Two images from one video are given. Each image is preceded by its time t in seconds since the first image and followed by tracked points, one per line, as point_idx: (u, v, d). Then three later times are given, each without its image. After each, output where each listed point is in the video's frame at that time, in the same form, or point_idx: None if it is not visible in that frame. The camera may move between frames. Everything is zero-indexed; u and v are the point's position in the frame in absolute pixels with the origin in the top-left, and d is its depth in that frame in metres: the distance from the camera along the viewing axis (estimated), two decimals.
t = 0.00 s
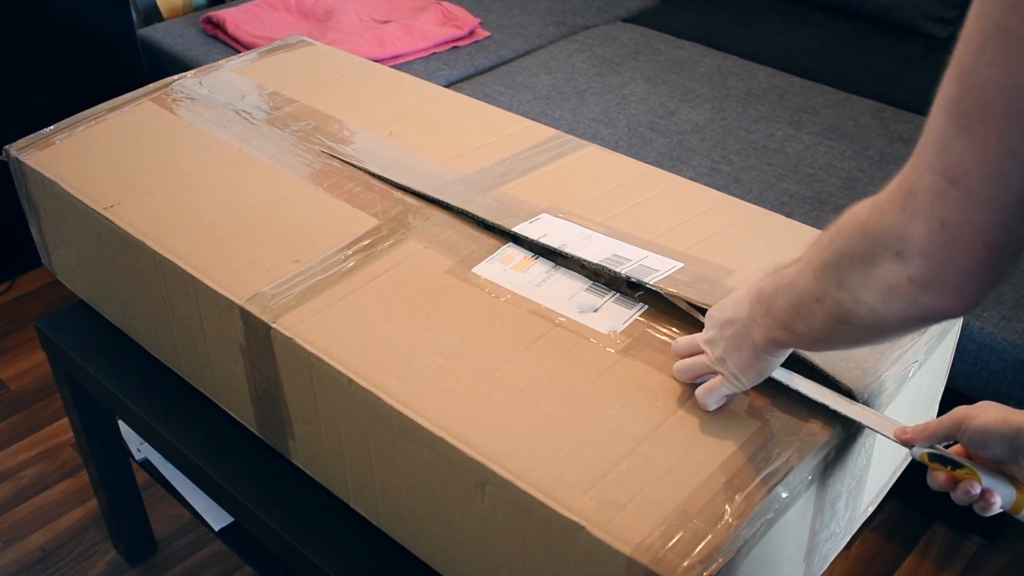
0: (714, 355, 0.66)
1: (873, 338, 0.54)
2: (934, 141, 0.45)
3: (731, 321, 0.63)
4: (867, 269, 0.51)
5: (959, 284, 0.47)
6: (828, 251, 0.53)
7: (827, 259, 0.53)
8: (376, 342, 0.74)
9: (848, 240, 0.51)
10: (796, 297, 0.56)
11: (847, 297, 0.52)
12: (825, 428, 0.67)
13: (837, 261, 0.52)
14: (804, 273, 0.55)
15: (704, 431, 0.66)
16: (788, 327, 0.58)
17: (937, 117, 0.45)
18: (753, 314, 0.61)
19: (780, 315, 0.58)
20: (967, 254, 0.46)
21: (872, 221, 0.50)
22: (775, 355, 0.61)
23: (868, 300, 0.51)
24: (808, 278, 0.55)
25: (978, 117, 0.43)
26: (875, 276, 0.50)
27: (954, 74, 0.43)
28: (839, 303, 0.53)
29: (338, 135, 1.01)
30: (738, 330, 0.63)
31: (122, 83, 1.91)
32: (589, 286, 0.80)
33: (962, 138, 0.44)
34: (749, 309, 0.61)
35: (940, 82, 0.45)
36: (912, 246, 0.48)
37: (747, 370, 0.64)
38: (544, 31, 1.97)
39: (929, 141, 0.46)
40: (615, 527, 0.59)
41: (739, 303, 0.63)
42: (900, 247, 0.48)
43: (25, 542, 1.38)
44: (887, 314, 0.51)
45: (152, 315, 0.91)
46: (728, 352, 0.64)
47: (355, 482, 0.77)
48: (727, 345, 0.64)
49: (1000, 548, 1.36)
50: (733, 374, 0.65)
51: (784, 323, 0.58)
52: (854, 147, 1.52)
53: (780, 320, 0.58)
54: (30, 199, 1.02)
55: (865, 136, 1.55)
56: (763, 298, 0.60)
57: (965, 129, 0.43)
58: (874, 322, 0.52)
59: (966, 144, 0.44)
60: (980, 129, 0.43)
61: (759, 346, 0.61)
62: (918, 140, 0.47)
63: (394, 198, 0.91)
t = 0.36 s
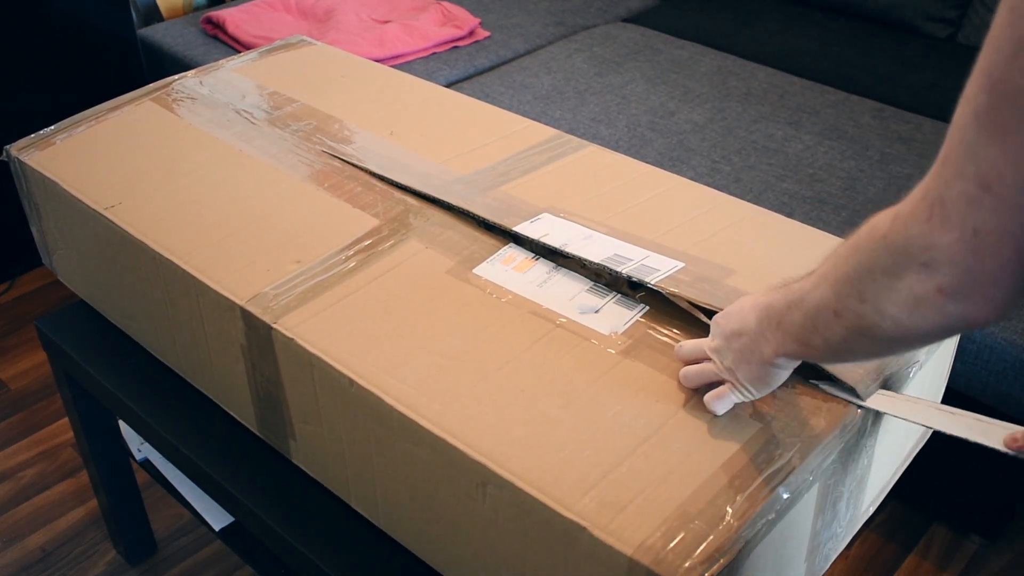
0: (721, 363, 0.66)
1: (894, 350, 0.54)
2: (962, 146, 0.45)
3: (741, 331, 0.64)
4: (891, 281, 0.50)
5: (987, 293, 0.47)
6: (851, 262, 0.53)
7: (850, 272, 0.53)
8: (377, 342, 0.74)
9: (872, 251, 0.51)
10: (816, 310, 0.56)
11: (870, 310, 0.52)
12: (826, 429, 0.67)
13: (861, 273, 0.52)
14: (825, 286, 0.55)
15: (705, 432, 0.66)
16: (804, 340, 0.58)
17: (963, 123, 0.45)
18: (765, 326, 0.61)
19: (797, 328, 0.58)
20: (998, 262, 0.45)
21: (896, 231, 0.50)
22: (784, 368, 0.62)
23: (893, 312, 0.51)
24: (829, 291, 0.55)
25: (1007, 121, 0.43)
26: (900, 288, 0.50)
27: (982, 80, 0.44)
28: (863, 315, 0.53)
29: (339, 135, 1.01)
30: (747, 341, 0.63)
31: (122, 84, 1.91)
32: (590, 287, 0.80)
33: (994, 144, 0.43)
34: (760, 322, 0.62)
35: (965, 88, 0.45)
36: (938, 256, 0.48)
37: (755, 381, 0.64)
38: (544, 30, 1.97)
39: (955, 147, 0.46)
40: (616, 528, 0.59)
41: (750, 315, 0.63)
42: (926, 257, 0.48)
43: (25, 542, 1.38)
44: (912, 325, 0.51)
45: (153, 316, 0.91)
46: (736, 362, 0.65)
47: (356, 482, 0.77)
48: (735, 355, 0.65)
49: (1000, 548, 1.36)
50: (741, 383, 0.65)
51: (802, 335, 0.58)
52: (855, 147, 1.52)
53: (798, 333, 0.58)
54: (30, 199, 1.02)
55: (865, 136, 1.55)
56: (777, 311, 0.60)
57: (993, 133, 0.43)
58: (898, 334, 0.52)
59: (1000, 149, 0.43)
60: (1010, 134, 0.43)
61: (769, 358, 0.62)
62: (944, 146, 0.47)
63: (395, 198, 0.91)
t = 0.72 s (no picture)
0: (733, 364, 0.66)
1: (914, 361, 0.54)
2: (993, 157, 0.45)
3: (758, 334, 0.64)
4: (914, 293, 0.51)
5: (1011, 310, 0.47)
6: (876, 272, 0.53)
7: (872, 281, 0.53)
8: (379, 340, 0.74)
9: (895, 262, 0.51)
10: (839, 317, 0.56)
11: (893, 320, 0.53)
12: (827, 427, 0.67)
13: (884, 282, 0.52)
14: (847, 294, 0.55)
15: (705, 431, 0.66)
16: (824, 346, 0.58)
17: (997, 134, 0.45)
18: (785, 330, 0.62)
19: (818, 335, 0.58)
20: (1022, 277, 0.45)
21: (922, 241, 0.50)
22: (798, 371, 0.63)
23: (916, 324, 0.51)
24: (851, 298, 0.55)
25: None
26: (923, 302, 0.50)
27: (1016, 93, 0.43)
28: (885, 325, 0.53)
29: (338, 134, 1.02)
30: (764, 343, 0.63)
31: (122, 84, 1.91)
32: (589, 285, 0.80)
33: None
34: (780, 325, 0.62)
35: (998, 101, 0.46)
36: (964, 271, 0.48)
37: (766, 382, 0.65)
38: (544, 31, 1.97)
39: (987, 157, 0.46)
40: (616, 526, 0.58)
41: (770, 317, 0.63)
42: (950, 271, 0.48)
43: (25, 542, 1.37)
44: (934, 338, 0.51)
45: (154, 316, 0.91)
46: (749, 364, 0.65)
47: (356, 481, 0.77)
48: (749, 355, 0.65)
49: (1000, 548, 1.36)
50: (751, 384, 0.66)
51: (822, 340, 0.58)
52: (855, 147, 1.52)
53: (818, 338, 0.59)
54: (30, 199, 1.02)
55: (865, 136, 1.55)
56: (799, 314, 0.61)
57: None
58: (919, 346, 0.52)
59: None
60: None
61: (785, 361, 0.62)
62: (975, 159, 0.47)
63: (395, 198, 0.91)
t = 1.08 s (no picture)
0: (807, 396, 0.64)
1: (971, 415, 0.54)
2: None
3: (826, 366, 0.62)
4: (967, 352, 0.50)
5: None
6: (921, 328, 0.53)
7: (922, 338, 0.53)
8: (381, 341, 0.73)
9: (943, 321, 0.51)
10: (895, 368, 0.56)
11: (948, 378, 0.52)
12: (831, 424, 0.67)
13: (934, 338, 0.52)
14: (899, 347, 0.55)
15: (708, 430, 0.66)
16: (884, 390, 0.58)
17: None
18: (852, 363, 0.60)
19: (881, 379, 0.58)
20: None
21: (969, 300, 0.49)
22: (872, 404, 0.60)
23: (972, 385, 0.51)
24: (904, 352, 0.55)
25: None
26: (977, 363, 0.50)
27: None
28: (941, 382, 0.53)
29: (339, 134, 1.01)
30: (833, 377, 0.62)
31: (121, 84, 1.91)
32: (591, 285, 0.80)
33: None
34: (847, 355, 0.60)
35: None
36: (1013, 334, 0.48)
37: (841, 414, 0.62)
38: (544, 31, 1.97)
39: None
40: (619, 526, 0.58)
41: (840, 347, 0.61)
42: (999, 333, 0.48)
43: (25, 543, 1.37)
44: (992, 399, 0.51)
45: (154, 316, 0.91)
46: (821, 398, 0.63)
47: (357, 481, 0.77)
48: (819, 390, 0.63)
49: (1000, 548, 1.37)
50: (828, 416, 0.63)
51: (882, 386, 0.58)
52: (855, 147, 1.52)
53: (878, 384, 0.58)
54: (31, 199, 1.02)
55: (865, 136, 1.55)
56: (867, 347, 0.59)
57: None
58: (977, 405, 0.52)
59: None
60: None
61: (857, 396, 0.60)
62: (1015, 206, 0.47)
63: (396, 197, 0.91)
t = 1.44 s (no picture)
0: (809, 393, 0.65)
1: (986, 433, 0.55)
2: None
3: (828, 366, 0.63)
4: (983, 371, 0.51)
5: None
6: (937, 344, 0.53)
7: (936, 357, 0.53)
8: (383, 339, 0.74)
9: (958, 340, 0.52)
10: (906, 383, 0.57)
11: (964, 396, 0.53)
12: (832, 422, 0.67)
13: (949, 358, 0.53)
14: (910, 364, 0.56)
15: (710, 427, 0.66)
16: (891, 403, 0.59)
17: None
18: (857, 371, 0.61)
19: (889, 392, 0.58)
20: None
21: (983, 319, 0.50)
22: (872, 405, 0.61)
23: (988, 403, 0.52)
24: (914, 369, 0.55)
25: None
26: (994, 382, 0.51)
27: None
28: (956, 400, 0.54)
29: (339, 133, 1.01)
30: (836, 380, 0.62)
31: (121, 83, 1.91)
32: (592, 282, 0.80)
33: None
34: (851, 360, 0.61)
35: None
36: None
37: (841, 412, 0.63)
38: (544, 31, 1.97)
39: None
40: (621, 524, 0.58)
41: (845, 355, 0.62)
42: (1018, 352, 0.48)
43: (25, 542, 1.37)
44: (1007, 416, 0.51)
45: (155, 315, 0.91)
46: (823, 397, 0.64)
47: (358, 479, 0.77)
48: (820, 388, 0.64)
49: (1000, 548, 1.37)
50: (831, 413, 0.64)
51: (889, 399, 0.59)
52: (855, 147, 1.52)
53: (887, 396, 0.59)
54: (31, 199, 1.02)
55: (865, 136, 1.55)
56: (874, 358, 0.60)
57: None
58: (992, 422, 0.53)
59: None
60: None
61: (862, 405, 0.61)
62: None
63: (397, 196, 0.91)
